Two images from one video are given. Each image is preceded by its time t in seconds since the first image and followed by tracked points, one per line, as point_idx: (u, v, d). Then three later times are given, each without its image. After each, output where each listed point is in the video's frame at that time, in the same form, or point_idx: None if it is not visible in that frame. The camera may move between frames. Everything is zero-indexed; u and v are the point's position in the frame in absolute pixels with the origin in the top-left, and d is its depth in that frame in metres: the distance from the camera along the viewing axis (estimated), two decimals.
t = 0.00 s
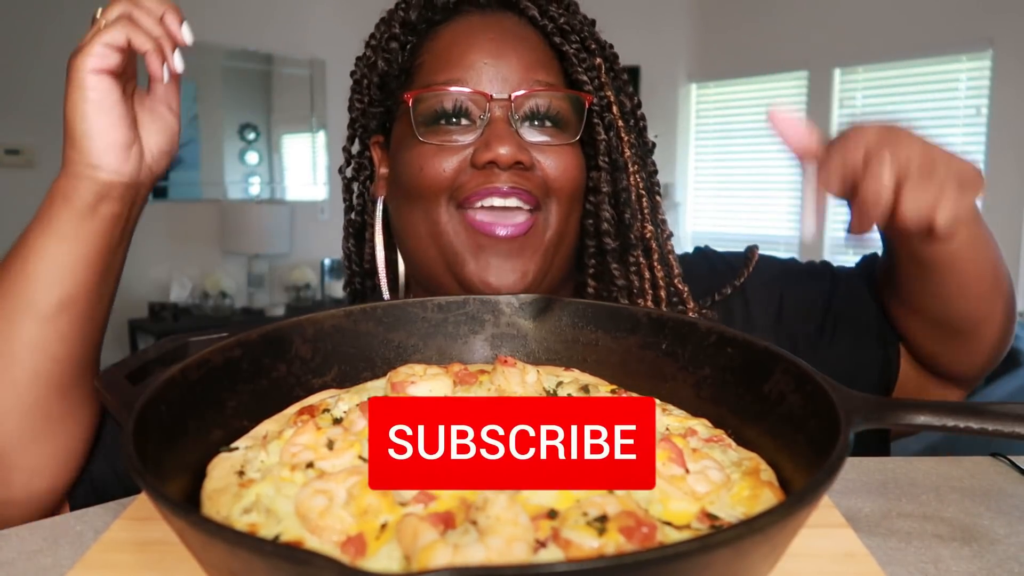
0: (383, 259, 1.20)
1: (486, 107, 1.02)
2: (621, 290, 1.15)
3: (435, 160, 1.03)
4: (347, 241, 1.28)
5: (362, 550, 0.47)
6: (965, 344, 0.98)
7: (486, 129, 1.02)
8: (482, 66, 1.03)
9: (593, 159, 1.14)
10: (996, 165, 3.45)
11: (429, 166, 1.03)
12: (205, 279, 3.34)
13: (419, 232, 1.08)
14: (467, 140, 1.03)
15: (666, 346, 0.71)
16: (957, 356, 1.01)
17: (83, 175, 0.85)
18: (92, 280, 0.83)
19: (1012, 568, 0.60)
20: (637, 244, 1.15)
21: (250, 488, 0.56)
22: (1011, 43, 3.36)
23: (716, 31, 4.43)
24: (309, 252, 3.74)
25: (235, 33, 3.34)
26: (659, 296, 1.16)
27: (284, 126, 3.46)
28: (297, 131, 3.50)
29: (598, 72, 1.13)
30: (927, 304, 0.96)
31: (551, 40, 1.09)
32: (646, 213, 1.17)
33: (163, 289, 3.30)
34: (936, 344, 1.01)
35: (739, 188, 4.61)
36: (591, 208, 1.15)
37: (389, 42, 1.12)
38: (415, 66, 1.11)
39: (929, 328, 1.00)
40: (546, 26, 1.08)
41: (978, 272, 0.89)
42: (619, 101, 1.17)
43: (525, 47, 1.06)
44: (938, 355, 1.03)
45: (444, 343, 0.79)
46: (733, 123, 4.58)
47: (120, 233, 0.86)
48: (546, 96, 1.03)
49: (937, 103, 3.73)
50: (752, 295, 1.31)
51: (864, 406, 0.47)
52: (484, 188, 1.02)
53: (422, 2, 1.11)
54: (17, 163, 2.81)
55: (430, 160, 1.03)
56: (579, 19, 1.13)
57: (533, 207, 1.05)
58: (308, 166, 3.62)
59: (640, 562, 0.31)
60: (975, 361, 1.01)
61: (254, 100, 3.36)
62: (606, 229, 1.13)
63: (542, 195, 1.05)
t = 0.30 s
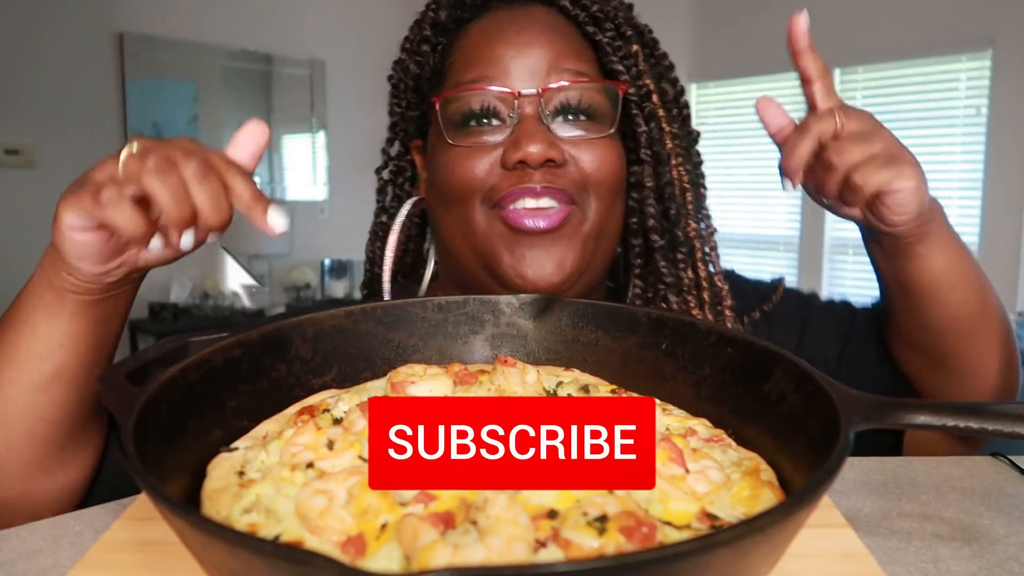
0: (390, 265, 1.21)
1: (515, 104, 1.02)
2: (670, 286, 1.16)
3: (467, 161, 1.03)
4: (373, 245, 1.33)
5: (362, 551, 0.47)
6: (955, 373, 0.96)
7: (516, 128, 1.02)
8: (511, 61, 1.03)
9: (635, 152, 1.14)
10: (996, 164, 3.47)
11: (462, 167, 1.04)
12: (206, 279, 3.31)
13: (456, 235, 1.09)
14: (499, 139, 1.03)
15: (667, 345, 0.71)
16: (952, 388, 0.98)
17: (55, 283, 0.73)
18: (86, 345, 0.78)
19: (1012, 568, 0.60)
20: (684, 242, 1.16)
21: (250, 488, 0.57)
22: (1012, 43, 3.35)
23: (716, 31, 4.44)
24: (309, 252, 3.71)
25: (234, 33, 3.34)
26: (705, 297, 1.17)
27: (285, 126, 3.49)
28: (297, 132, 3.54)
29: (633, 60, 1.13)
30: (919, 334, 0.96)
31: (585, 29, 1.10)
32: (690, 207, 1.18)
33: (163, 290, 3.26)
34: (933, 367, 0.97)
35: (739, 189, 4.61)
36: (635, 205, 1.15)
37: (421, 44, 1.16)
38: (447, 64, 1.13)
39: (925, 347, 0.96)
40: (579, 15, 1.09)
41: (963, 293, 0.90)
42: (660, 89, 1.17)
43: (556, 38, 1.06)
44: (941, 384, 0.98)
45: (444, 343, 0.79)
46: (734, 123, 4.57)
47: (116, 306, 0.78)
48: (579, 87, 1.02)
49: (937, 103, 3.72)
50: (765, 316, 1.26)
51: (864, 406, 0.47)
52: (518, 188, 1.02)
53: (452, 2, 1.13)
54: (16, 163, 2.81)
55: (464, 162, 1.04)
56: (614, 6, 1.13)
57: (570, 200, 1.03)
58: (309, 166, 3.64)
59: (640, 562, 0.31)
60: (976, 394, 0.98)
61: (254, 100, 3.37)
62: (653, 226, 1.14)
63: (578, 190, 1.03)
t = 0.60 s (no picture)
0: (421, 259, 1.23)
1: (538, 111, 1.04)
2: (691, 309, 1.15)
3: (486, 164, 1.05)
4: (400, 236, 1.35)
5: (362, 551, 0.47)
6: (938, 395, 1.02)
7: (536, 135, 1.03)
8: (541, 65, 1.04)
9: (661, 171, 1.13)
10: (996, 164, 3.48)
11: (482, 169, 1.05)
12: (206, 279, 3.32)
13: (469, 238, 1.10)
14: (517, 145, 1.05)
15: (667, 345, 0.71)
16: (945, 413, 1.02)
17: (65, 220, 0.76)
18: (96, 282, 0.80)
19: (1012, 567, 0.60)
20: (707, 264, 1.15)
21: (250, 487, 0.57)
22: (1012, 44, 3.39)
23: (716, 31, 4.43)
24: (309, 252, 3.74)
25: (235, 33, 3.34)
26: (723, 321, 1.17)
27: (284, 127, 3.47)
28: (297, 131, 3.54)
29: (667, 78, 1.12)
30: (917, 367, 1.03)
31: (621, 40, 1.10)
32: (716, 232, 1.16)
33: (163, 290, 3.24)
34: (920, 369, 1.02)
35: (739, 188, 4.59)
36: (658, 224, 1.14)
37: (458, 43, 1.17)
38: (480, 63, 1.15)
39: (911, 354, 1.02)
40: (617, 25, 1.09)
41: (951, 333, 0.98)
42: (694, 108, 1.17)
43: (589, 48, 1.06)
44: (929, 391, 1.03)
45: (444, 343, 0.79)
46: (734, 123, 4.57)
47: (124, 246, 0.80)
48: (604, 100, 1.03)
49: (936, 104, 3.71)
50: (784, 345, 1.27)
51: (860, 406, 0.47)
52: (531, 198, 1.02)
53: (494, 3, 1.15)
54: (17, 163, 2.80)
55: (485, 165, 1.05)
56: (655, 19, 1.14)
57: (579, 219, 1.03)
58: (309, 167, 3.64)
59: (640, 561, 0.31)
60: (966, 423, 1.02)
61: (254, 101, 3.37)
62: (676, 247, 1.13)
63: (593, 206, 1.03)
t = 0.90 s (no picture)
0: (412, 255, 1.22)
1: (522, 106, 1.04)
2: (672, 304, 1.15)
3: (467, 157, 1.05)
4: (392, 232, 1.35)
5: (362, 551, 0.48)
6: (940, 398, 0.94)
7: (518, 129, 1.03)
8: (528, 62, 1.05)
9: (640, 169, 1.14)
10: (996, 165, 3.48)
11: (464, 162, 1.05)
12: (206, 279, 3.32)
13: (450, 233, 1.09)
14: (500, 138, 1.04)
15: (667, 345, 0.71)
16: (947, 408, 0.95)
17: (45, 271, 0.75)
18: (81, 330, 0.78)
19: (1012, 568, 0.60)
20: (687, 259, 1.15)
21: (250, 488, 0.57)
22: (1012, 44, 3.38)
23: (716, 31, 4.44)
24: (309, 252, 3.74)
25: (235, 33, 3.34)
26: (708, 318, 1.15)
27: (285, 127, 3.49)
28: (297, 131, 3.55)
29: (649, 79, 1.13)
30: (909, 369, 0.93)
31: (607, 42, 1.11)
32: (696, 229, 1.17)
33: (163, 290, 3.25)
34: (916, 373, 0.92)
35: (739, 188, 4.59)
36: (638, 221, 1.16)
37: (449, 37, 1.18)
38: (468, 61, 1.16)
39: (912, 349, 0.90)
40: (603, 27, 1.10)
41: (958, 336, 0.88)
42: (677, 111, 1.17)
43: (575, 48, 1.07)
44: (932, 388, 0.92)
45: (444, 343, 0.79)
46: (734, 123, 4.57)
47: (109, 292, 0.79)
48: (585, 97, 1.04)
49: (936, 104, 3.72)
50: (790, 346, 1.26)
51: (862, 406, 0.47)
52: (508, 191, 1.01)
53: None
54: (17, 163, 2.80)
55: (468, 159, 1.05)
56: (641, 23, 1.14)
57: (556, 213, 1.02)
58: (309, 166, 3.65)
59: (641, 561, 0.31)
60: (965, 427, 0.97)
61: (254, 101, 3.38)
62: (656, 242, 1.13)
63: (569, 201, 1.02)
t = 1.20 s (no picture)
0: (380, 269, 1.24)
1: (470, 108, 1.05)
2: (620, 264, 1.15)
3: (431, 168, 1.04)
4: (349, 262, 1.34)
5: (362, 551, 0.48)
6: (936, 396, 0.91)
7: (472, 130, 1.03)
8: (461, 65, 1.05)
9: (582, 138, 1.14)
10: (996, 165, 3.48)
11: (429, 175, 1.04)
12: (205, 279, 3.32)
13: (432, 245, 1.08)
14: (458, 143, 1.04)
15: (667, 345, 0.71)
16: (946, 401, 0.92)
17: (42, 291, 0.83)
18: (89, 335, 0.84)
19: (1012, 568, 0.60)
20: (634, 216, 1.15)
21: (250, 488, 0.57)
22: (1012, 44, 3.38)
23: (717, 31, 4.44)
24: (309, 252, 3.75)
25: (236, 34, 3.34)
26: (660, 266, 1.18)
27: (284, 127, 3.51)
28: (297, 132, 3.55)
29: (573, 52, 1.15)
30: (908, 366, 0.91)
31: (525, 27, 1.12)
32: (641, 182, 1.18)
33: (163, 290, 3.26)
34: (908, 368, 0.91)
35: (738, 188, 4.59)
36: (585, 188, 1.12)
37: (371, 62, 1.19)
38: (398, 78, 1.15)
39: (892, 306, 0.90)
40: (518, 15, 1.11)
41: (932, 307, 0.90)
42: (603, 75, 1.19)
43: (499, 39, 1.08)
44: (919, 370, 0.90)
45: (444, 343, 0.79)
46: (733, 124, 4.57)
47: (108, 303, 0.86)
48: (526, 84, 1.05)
49: (936, 105, 3.72)
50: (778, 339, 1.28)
51: (862, 406, 0.47)
52: (483, 190, 1.00)
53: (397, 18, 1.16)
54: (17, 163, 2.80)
55: (432, 171, 1.04)
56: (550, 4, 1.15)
57: (532, 197, 1.01)
58: (309, 167, 3.65)
59: (641, 561, 0.31)
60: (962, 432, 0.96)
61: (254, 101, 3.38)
62: (601, 207, 1.11)
63: (541, 182, 1.02)
